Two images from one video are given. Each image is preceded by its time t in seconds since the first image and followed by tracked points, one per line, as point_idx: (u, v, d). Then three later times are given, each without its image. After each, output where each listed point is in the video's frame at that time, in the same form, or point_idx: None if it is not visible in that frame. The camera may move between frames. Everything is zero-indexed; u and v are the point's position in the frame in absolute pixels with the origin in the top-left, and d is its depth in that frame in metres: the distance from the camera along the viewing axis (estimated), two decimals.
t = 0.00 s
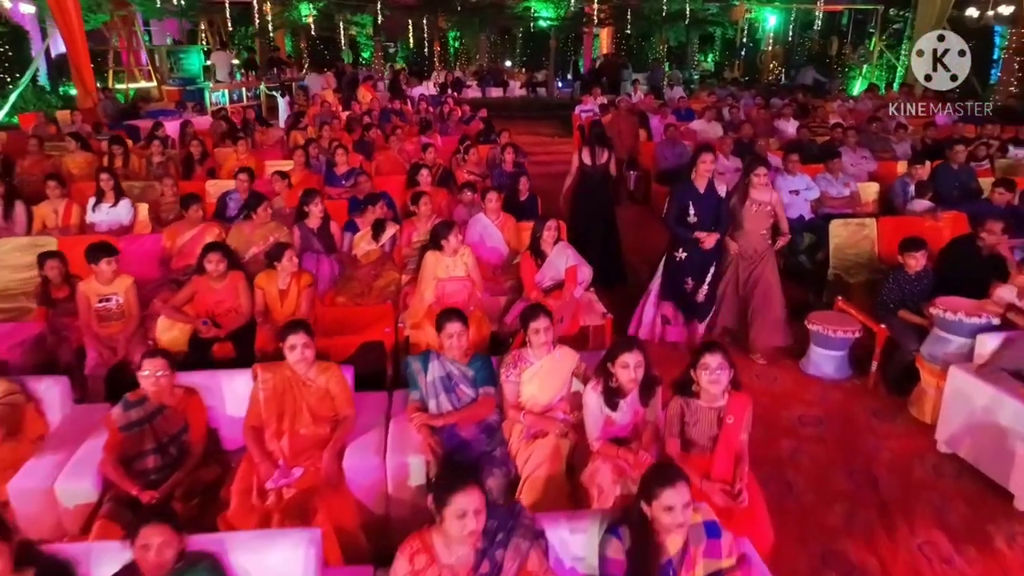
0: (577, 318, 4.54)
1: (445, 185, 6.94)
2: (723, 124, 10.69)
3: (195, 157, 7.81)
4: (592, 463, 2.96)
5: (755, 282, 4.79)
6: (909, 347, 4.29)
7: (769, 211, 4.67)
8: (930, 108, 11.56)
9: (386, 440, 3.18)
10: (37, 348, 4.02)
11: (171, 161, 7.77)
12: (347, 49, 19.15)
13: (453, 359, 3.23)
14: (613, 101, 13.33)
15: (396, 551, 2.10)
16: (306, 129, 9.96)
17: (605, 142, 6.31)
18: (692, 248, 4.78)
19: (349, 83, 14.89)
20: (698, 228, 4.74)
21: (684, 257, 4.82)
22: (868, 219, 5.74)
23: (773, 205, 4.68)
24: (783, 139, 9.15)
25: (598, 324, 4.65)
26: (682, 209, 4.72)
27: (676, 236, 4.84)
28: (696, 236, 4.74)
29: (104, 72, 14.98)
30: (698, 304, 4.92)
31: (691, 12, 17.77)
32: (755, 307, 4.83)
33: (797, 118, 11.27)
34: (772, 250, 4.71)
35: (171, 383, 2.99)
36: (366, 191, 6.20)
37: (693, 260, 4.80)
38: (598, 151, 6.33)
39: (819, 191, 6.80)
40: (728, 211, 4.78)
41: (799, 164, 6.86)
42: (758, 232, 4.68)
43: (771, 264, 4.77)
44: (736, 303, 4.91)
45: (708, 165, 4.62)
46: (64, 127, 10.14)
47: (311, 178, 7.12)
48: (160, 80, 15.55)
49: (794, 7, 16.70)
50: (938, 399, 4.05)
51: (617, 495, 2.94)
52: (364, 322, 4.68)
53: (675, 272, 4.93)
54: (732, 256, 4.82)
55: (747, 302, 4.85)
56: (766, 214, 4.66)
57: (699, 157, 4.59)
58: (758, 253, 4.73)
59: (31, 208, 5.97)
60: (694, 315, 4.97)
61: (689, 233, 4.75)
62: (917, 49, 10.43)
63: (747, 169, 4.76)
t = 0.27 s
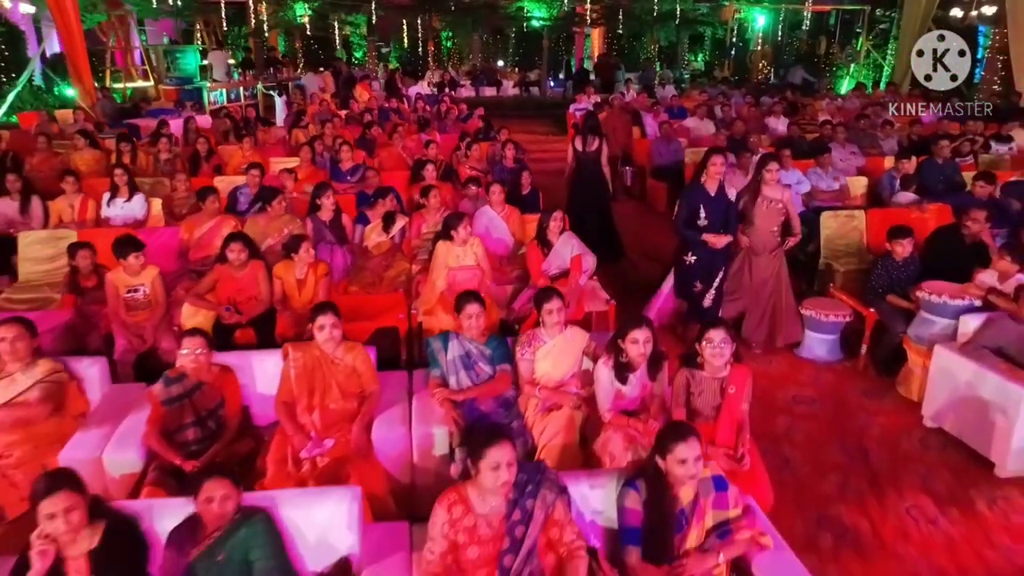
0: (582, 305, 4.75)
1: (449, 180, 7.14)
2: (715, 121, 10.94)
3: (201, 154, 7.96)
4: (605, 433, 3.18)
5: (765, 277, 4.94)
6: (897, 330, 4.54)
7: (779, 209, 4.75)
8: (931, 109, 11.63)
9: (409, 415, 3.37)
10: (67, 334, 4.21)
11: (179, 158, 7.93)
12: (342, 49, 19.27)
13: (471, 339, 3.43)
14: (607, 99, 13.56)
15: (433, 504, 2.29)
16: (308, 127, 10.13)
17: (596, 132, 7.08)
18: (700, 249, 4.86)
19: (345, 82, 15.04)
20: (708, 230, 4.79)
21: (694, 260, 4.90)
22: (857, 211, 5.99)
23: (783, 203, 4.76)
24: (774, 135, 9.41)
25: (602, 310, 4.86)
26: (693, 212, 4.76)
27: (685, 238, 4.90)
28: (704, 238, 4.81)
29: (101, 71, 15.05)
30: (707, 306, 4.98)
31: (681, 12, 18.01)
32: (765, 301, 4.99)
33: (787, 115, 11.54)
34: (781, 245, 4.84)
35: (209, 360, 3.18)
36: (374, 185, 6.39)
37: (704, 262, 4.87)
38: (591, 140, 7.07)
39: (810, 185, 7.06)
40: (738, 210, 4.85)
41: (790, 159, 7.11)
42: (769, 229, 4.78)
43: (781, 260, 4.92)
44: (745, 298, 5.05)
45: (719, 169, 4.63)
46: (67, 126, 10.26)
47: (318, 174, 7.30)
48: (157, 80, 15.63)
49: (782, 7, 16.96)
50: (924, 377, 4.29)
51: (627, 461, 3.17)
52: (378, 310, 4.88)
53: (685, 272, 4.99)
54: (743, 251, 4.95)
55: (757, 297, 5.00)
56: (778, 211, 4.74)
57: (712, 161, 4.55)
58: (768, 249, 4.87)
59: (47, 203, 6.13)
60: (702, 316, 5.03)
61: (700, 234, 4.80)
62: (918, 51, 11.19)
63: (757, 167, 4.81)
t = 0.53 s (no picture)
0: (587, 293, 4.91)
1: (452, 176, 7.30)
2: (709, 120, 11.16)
3: (208, 152, 8.09)
4: (614, 410, 3.36)
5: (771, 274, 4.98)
6: (889, 316, 4.75)
7: (789, 209, 4.75)
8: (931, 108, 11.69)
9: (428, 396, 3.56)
10: (93, 323, 4.35)
11: (186, 157, 8.06)
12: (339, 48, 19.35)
13: (486, 323, 3.61)
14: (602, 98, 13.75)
15: (462, 469, 2.45)
16: (309, 125, 10.26)
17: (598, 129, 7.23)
18: (708, 243, 4.92)
19: (343, 82, 15.17)
20: (715, 226, 4.85)
21: (704, 255, 4.97)
22: (849, 205, 6.21)
23: (793, 202, 4.76)
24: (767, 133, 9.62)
25: (606, 299, 5.01)
26: (701, 207, 4.82)
27: (695, 233, 4.97)
28: (711, 233, 4.87)
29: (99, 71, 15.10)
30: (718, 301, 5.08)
31: (674, 12, 18.22)
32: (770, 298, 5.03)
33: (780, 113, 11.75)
34: (790, 244, 4.86)
35: (238, 343, 3.35)
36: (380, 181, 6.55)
37: (713, 257, 4.95)
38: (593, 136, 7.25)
39: (803, 180, 7.29)
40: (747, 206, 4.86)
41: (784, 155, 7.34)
42: (777, 228, 4.79)
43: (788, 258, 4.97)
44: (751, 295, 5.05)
45: (728, 163, 4.68)
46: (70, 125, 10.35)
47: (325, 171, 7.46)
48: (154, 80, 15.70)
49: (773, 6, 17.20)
50: (914, 361, 4.50)
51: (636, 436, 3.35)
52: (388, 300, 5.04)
53: (696, 269, 5.06)
54: (750, 248, 4.97)
55: (762, 293, 5.03)
56: (786, 211, 4.74)
57: (722, 157, 4.61)
58: (776, 246, 4.89)
59: (61, 199, 6.27)
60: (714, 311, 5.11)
61: (709, 230, 4.86)
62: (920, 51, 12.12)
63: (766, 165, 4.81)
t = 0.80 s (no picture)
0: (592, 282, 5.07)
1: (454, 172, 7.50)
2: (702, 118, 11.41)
3: (213, 148, 8.25)
4: (623, 385, 3.57)
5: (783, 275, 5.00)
6: (878, 301, 4.98)
7: (798, 210, 4.80)
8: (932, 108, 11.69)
9: (446, 375, 3.76)
10: (118, 311, 4.53)
11: (192, 154, 8.21)
12: (333, 48, 19.47)
13: (500, 306, 3.82)
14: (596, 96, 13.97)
15: (489, 433, 2.66)
16: (310, 123, 10.41)
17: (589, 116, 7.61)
18: (713, 244, 4.91)
19: (339, 81, 15.31)
20: (721, 227, 4.83)
21: (710, 257, 4.94)
22: (839, 198, 6.47)
23: (802, 202, 4.83)
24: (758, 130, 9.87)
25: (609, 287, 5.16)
26: (708, 209, 4.80)
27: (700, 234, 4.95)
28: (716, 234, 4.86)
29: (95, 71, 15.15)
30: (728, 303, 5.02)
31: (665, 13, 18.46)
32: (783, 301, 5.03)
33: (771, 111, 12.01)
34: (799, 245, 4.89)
35: (267, 325, 3.55)
36: (386, 176, 6.75)
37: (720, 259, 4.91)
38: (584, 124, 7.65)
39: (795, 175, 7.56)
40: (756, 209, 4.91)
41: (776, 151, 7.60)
42: (787, 229, 4.82)
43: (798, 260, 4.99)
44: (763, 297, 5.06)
45: (733, 164, 4.67)
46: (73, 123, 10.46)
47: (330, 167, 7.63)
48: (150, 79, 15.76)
49: (762, 7, 17.49)
50: (902, 343, 4.74)
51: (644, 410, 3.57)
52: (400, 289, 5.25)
53: (703, 271, 5.02)
54: (760, 251, 4.97)
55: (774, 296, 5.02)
56: (795, 213, 4.79)
57: (728, 158, 4.61)
58: (787, 248, 4.91)
59: (75, 194, 6.43)
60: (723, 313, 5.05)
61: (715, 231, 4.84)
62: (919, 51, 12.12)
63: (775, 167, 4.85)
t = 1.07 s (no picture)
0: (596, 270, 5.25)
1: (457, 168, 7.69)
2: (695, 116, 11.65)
3: (219, 146, 8.40)
4: (629, 364, 3.78)
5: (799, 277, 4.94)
6: (869, 288, 5.23)
7: (812, 207, 4.78)
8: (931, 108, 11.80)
9: (463, 356, 3.98)
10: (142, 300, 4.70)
11: (198, 151, 8.36)
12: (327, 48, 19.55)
13: (512, 291, 4.04)
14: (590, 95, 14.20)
15: (511, 403, 2.86)
16: (310, 121, 10.57)
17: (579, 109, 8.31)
18: (721, 241, 4.87)
19: (336, 80, 15.44)
20: (729, 223, 4.81)
21: (717, 254, 4.91)
22: (830, 191, 6.71)
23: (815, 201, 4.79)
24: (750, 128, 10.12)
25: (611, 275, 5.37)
26: (714, 206, 4.78)
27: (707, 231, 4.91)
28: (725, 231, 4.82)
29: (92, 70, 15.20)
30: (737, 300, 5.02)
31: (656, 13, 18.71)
32: (800, 300, 4.98)
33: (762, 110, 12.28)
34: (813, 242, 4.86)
35: (294, 309, 3.74)
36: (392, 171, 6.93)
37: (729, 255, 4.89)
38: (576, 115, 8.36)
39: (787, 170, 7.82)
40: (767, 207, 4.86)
41: (768, 147, 7.84)
42: (801, 227, 4.79)
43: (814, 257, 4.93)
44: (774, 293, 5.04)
45: (739, 161, 4.65)
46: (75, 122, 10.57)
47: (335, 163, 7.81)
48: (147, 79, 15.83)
49: (752, 7, 17.80)
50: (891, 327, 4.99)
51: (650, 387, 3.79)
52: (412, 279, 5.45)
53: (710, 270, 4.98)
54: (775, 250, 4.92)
55: (792, 293, 4.99)
56: (810, 210, 4.77)
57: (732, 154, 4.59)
58: (802, 246, 4.87)
59: (89, 190, 6.59)
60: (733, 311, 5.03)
61: (723, 228, 4.81)
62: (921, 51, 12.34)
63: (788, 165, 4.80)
